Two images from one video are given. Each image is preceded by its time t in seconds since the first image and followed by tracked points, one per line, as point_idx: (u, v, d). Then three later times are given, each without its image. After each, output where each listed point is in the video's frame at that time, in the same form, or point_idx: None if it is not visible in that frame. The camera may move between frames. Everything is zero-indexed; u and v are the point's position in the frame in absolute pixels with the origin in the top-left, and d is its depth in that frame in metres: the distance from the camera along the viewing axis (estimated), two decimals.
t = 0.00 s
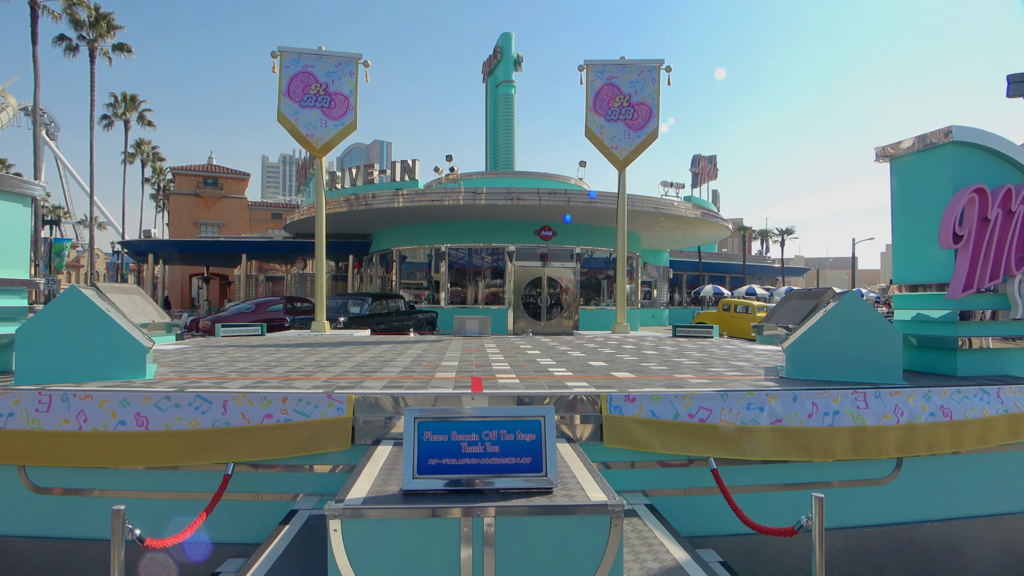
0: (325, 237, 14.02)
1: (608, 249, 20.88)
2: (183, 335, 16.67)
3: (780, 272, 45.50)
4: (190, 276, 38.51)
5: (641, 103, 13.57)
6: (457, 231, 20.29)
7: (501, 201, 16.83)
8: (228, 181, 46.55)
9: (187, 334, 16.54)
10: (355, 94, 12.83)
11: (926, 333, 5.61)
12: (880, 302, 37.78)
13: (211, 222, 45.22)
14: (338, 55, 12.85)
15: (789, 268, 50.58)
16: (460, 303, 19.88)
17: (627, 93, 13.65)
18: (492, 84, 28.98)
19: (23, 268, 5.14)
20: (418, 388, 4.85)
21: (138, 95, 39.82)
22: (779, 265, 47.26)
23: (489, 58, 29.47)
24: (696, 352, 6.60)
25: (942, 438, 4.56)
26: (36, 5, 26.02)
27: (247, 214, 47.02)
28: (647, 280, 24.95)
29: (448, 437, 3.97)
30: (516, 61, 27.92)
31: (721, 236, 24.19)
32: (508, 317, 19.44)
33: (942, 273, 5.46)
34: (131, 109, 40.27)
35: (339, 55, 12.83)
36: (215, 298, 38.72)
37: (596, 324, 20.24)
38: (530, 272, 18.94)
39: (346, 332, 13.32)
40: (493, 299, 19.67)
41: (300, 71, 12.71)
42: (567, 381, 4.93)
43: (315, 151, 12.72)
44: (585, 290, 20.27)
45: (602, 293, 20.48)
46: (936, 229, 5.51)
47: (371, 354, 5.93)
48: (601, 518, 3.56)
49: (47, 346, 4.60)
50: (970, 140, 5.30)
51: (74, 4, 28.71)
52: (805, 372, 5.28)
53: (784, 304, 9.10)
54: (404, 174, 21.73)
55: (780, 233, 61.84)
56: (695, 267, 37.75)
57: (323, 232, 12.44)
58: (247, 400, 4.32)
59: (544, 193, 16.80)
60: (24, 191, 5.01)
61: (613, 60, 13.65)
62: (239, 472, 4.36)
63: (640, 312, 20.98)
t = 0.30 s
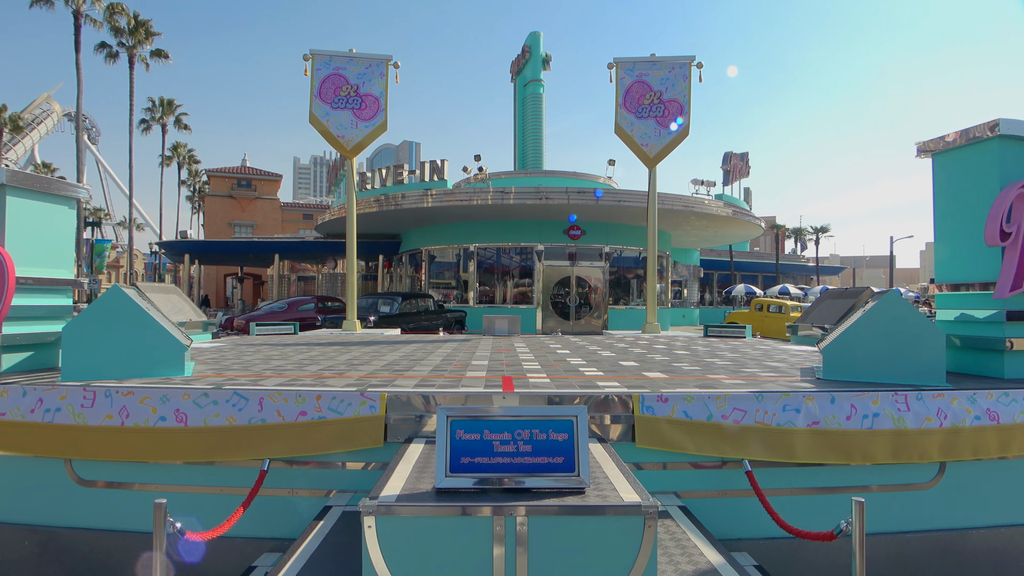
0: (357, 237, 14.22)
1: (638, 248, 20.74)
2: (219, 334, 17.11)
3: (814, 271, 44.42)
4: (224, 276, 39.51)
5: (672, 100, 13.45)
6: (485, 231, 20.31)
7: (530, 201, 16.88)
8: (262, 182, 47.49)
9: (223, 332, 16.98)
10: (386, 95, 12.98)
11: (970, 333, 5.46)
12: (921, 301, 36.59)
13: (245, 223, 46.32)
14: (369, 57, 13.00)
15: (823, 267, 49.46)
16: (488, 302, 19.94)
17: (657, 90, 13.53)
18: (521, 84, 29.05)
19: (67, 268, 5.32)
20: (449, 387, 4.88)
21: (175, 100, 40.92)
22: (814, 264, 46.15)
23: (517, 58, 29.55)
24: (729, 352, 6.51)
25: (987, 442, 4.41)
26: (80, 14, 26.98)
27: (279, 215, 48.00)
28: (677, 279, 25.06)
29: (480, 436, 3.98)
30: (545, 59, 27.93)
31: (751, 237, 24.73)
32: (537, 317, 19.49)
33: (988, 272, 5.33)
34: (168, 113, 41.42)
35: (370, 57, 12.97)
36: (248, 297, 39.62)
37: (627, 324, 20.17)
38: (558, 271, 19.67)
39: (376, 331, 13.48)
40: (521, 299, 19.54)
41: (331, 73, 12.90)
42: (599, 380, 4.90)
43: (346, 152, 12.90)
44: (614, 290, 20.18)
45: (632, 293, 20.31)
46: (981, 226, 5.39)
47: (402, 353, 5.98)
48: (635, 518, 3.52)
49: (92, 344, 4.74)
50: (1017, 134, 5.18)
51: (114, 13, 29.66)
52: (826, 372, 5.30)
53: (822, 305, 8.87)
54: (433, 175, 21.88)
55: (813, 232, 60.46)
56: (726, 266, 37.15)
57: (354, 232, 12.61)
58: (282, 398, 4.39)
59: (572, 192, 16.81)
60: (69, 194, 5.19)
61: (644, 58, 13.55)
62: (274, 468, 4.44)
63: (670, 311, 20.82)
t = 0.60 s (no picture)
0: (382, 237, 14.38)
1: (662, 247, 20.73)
2: (248, 332, 17.47)
3: (845, 271, 43.44)
4: (251, 275, 40.29)
5: (698, 97, 13.32)
6: (509, 230, 20.44)
7: (554, 199, 16.93)
8: (288, 182, 48.20)
9: (251, 330, 17.31)
10: (411, 95, 13.08)
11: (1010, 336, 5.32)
12: (958, 301, 35.53)
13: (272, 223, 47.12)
14: (395, 57, 13.09)
15: (854, 266, 48.41)
16: (512, 302, 20.00)
17: (684, 87, 13.41)
18: (545, 82, 29.06)
19: (104, 266, 5.45)
20: (474, 386, 4.89)
21: (204, 101, 41.75)
22: (845, 263, 45.09)
23: (541, 56, 29.54)
24: (757, 352, 6.42)
25: None
26: (115, 20, 27.71)
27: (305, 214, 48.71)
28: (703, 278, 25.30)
29: (507, 435, 3.99)
30: (569, 57, 27.87)
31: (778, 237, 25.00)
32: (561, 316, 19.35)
33: None
34: (198, 115, 42.29)
35: (395, 58, 13.07)
36: (275, 296, 40.30)
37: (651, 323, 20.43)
38: (582, 270, 18.77)
39: (401, 330, 13.59)
40: (544, 298, 19.55)
41: (357, 74, 13.04)
42: (625, 380, 4.87)
43: (372, 152, 13.02)
44: (639, 289, 20.23)
45: (657, 292, 20.41)
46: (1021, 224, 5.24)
47: (427, 352, 6.02)
48: (663, 520, 3.48)
49: (127, 340, 4.85)
50: None
51: (146, 17, 30.39)
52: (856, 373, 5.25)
53: (856, 305, 8.95)
54: (457, 174, 21.97)
55: (841, 230, 59.29)
56: (753, 265, 36.58)
57: (379, 231, 12.72)
58: (310, 395, 4.44)
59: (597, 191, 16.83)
60: (104, 194, 5.32)
61: (670, 54, 13.43)
62: (302, 464, 4.49)
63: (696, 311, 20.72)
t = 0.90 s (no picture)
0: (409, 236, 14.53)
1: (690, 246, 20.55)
2: (277, 330, 17.82)
3: (878, 270, 42.41)
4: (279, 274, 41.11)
5: (727, 94, 13.18)
6: (535, 229, 20.48)
7: (580, 198, 16.97)
8: (316, 182, 48.92)
9: (280, 328, 17.66)
10: (437, 95, 13.16)
11: None
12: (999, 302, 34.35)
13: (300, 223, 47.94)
14: (421, 58, 13.18)
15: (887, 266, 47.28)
16: (537, 301, 20.09)
17: (712, 84, 13.28)
18: (570, 80, 29.05)
19: (140, 265, 5.57)
20: (502, 385, 4.90)
21: (234, 104, 42.64)
22: (878, 262, 44.02)
23: (567, 55, 29.52)
24: (787, 353, 6.32)
25: None
26: (149, 25, 28.50)
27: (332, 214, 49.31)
28: (731, 278, 24.90)
29: (535, 434, 3.99)
30: (595, 55, 27.78)
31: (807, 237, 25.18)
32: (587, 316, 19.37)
33: None
34: (228, 116, 43.18)
35: (422, 58, 13.16)
36: (303, 294, 41.01)
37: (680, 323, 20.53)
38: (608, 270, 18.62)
39: (428, 329, 13.71)
40: (570, 297, 19.63)
41: (384, 75, 13.17)
42: (653, 380, 4.84)
43: (399, 152, 13.15)
44: (666, 288, 20.27)
45: (684, 292, 20.36)
46: None
47: (453, 351, 6.04)
48: (694, 522, 3.43)
49: (161, 337, 4.95)
50: None
51: (180, 22, 31.17)
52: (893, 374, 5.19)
53: (890, 305, 8.80)
54: (483, 173, 22.05)
55: (873, 229, 57.97)
56: (783, 264, 35.98)
57: (405, 230, 12.83)
58: (339, 393, 4.50)
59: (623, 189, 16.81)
60: (139, 194, 5.43)
61: (698, 51, 13.31)
62: (332, 461, 4.55)
63: (724, 311, 20.60)
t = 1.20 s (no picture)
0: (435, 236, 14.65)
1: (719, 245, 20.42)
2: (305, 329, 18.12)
3: (913, 269, 41.33)
4: (306, 273, 41.85)
5: (756, 90, 13.01)
6: (560, 228, 20.45)
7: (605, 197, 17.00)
8: (343, 183, 49.55)
9: (308, 327, 17.98)
10: (463, 95, 13.22)
11: None
12: None
13: (327, 223, 48.63)
14: (446, 58, 13.24)
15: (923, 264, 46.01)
16: (562, 301, 20.15)
17: (741, 79, 13.13)
18: (596, 78, 28.98)
19: (173, 265, 5.69)
20: (528, 384, 4.89)
21: (263, 106, 43.47)
22: (914, 261, 42.89)
23: (592, 53, 29.45)
24: (819, 353, 6.20)
25: None
26: (180, 30, 29.24)
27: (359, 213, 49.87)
28: (759, 277, 24.48)
29: (563, 433, 3.99)
30: (621, 53, 27.66)
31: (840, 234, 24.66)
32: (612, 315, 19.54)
33: None
34: (257, 118, 44.00)
35: (447, 58, 13.22)
36: (330, 293, 41.60)
37: (706, 323, 20.27)
38: (634, 269, 19.58)
39: (454, 328, 13.80)
40: (595, 297, 19.64)
41: (411, 76, 13.28)
42: (682, 380, 4.79)
43: (425, 152, 13.23)
44: (692, 288, 20.13)
45: (711, 291, 20.18)
46: None
47: (480, 350, 6.05)
48: (725, 524, 3.39)
49: (194, 334, 5.04)
50: None
51: (210, 26, 31.83)
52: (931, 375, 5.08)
53: (924, 304, 8.57)
54: (508, 173, 22.08)
55: (908, 226, 56.58)
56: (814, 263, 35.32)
57: (431, 230, 12.92)
58: (368, 391, 4.55)
59: (649, 187, 16.73)
60: (173, 196, 5.54)
61: (727, 47, 13.17)
62: (361, 458, 4.60)
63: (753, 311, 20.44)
